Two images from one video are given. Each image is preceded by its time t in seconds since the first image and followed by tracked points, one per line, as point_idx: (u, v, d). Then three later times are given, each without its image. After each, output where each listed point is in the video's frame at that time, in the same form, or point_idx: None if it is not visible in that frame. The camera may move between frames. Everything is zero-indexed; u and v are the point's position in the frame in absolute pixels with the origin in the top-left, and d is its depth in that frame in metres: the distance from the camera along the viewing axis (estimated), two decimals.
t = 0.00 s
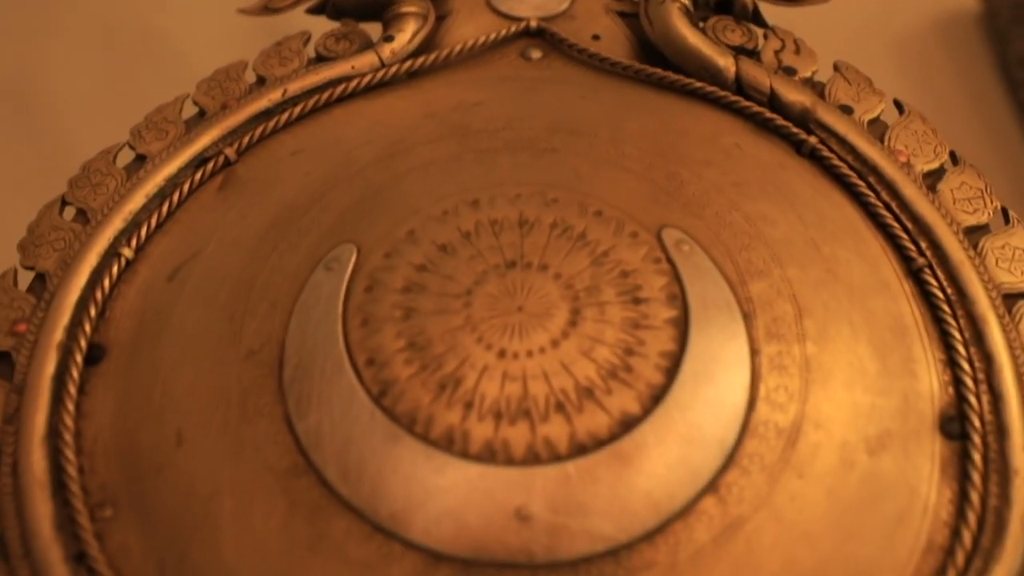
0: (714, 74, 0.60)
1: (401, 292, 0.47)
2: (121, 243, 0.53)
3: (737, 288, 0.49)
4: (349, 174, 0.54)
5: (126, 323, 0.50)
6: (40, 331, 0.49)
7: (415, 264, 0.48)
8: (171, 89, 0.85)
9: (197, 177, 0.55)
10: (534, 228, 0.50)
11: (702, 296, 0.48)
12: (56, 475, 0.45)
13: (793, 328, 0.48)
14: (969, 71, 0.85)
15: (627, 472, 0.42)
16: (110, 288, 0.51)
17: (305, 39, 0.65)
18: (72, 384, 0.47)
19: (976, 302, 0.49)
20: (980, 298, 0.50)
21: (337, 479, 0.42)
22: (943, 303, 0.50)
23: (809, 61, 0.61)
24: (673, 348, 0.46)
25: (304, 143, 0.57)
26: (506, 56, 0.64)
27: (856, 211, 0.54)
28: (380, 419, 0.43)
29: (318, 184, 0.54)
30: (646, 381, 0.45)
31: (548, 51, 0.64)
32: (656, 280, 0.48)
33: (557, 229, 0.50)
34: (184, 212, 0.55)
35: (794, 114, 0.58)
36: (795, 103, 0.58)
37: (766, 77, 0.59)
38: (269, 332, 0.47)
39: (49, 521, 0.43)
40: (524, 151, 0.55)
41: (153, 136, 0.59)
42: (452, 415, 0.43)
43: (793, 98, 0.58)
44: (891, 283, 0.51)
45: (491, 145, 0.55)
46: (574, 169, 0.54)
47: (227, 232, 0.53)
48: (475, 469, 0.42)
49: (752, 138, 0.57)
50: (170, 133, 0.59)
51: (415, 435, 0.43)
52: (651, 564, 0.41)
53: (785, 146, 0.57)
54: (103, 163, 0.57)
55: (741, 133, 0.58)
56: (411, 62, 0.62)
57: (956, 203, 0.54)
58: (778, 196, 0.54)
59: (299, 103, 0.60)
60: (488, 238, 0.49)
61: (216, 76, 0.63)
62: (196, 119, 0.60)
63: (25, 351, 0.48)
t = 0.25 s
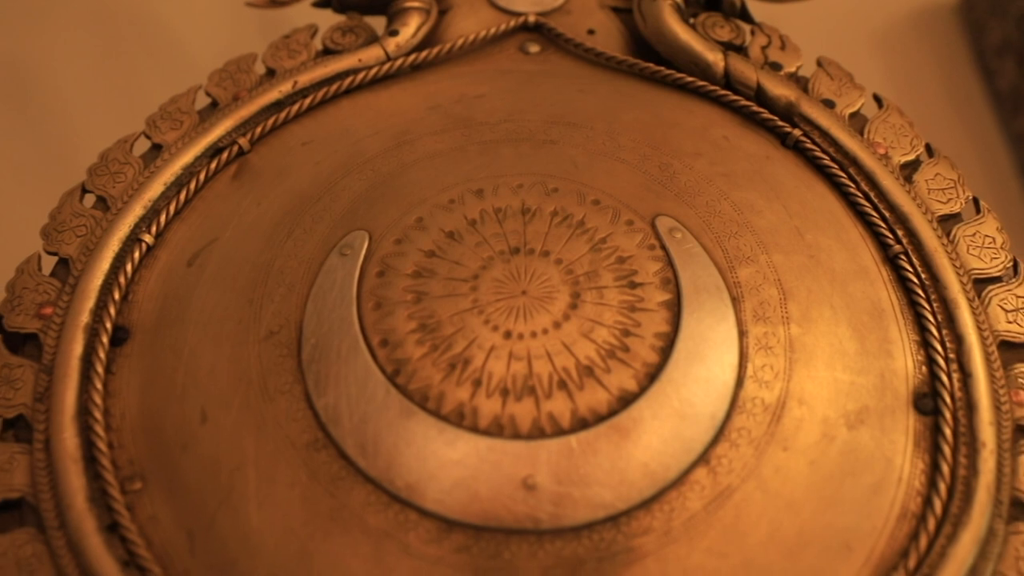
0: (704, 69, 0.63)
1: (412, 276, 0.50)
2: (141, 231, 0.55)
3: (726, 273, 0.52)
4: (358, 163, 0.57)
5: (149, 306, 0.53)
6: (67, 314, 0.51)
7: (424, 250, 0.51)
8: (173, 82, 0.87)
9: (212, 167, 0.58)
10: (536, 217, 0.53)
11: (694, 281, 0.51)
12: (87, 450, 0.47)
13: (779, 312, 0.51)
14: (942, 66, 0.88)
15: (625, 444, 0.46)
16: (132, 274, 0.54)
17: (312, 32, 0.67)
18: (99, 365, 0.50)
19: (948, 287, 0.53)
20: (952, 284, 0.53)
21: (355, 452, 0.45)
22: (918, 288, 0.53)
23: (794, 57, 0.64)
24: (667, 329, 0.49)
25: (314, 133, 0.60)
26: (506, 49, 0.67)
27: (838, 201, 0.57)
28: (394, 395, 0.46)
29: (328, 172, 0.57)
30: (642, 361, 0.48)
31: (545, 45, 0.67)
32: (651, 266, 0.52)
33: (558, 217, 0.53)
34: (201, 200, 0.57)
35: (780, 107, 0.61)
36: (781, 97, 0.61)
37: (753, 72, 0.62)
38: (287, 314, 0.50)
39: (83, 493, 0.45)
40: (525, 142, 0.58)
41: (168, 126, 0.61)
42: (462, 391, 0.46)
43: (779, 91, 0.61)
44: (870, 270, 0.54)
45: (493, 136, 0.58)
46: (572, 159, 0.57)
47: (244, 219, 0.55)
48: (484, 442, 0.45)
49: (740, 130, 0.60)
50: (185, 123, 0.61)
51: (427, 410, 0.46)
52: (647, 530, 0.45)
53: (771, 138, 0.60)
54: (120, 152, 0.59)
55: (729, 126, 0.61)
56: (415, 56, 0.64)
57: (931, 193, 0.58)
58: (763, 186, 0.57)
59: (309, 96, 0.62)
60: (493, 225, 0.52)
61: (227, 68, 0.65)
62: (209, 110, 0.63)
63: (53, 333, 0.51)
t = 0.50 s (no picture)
0: (690, 67, 0.66)
1: (420, 268, 0.54)
2: (157, 223, 0.58)
3: (712, 264, 0.56)
4: (364, 158, 0.60)
5: (168, 296, 0.56)
6: (91, 304, 0.54)
7: (430, 242, 0.55)
8: (168, 82, 0.88)
9: (223, 160, 0.61)
10: (535, 211, 0.56)
11: (682, 271, 0.55)
12: (117, 433, 0.50)
13: (760, 300, 0.55)
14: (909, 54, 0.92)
15: (620, 424, 0.50)
16: (150, 264, 0.57)
17: (313, 26, 0.69)
18: (124, 352, 0.53)
19: (916, 277, 0.57)
20: (920, 274, 0.57)
21: (372, 431, 0.49)
22: (888, 278, 0.57)
23: (774, 56, 0.67)
24: (658, 317, 0.53)
25: (320, 128, 0.63)
26: (499, 45, 0.69)
27: (815, 196, 0.61)
28: (408, 379, 0.50)
29: (336, 167, 0.60)
30: (635, 346, 0.52)
31: (538, 41, 0.70)
32: (643, 257, 0.55)
33: (555, 211, 0.57)
34: (213, 192, 0.60)
35: (762, 104, 0.64)
36: (764, 94, 0.64)
37: (737, 70, 0.65)
38: (304, 303, 0.53)
39: (116, 473, 0.49)
40: (522, 138, 0.61)
41: (177, 120, 0.64)
42: (469, 376, 0.50)
43: (762, 90, 0.64)
44: (844, 260, 0.59)
45: (492, 132, 0.61)
46: (567, 155, 0.60)
47: (256, 211, 0.58)
48: (490, 421, 0.49)
49: (724, 127, 0.64)
50: (194, 117, 0.64)
51: (439, 393, 0.50)
52: (640, 502, 0.49)
53: (754, 135, 0.64)
54: (133, 145, 0.62)
55: (714, 122, 0.64)
56: (414, 52, 0.67)
57: (902, 187, 0.62)
58: (745, 181, 0.61)
59: (313, 91, 0.65)
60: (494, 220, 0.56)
61: (231, 61, 0.67)
62: (217, 104, 0.65)
63: (78, 322, 0.54)
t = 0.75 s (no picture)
0: (677, 72, 0.71)
1: (431, 264, 0.59)
2: (184, 220, 0.62)
3: (696, 260, 0.62)
4: (376, 159, 0.65)
5: (198, 288, 0.61)
6: (126, 298, 0.59)
7: (440, 241, 0.60)
8: (168, 96, 0.95)
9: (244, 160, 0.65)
10: (535, 211, 0.62)
11: (669, 266, 0.61)
12: (156, 417, 0.56)
13: (739, 293, 0.61)
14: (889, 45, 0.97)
15: (611, 407, 0.56)
16: (178, 259, 0.61)
17: (324, 29, 0.73)
18: (158, 343, 0.58)
19: (881, 272, 0.63)
20: (884, 269, 0.63)
21: (390, 414, 0.55)
22: (856, 272, 0.63)
23: (757, 60, 0.72)
24: (647, 309, 0.59)
25: (333, 129, 0.67)
26: (499, 48, 0.74)
27: (791, 194, 0.66)
28: (421, 367, 0.56)
29: (351, 167, 0.65)
30: (625, 337, 0.58)
31: (536, 44, 0.74)
32: (633, 254, 0.61)
33: (553, 211, 0.62)
34: (235, 190, 0.65)
35: (745, 107, 0.69)
36: (746, 98, 0.69)
37: (722, 75, 0.70)
38: (325, 297, 0.59)
39: (157, 454, 0.54)
40: (522, 141, 0.66)
41: (198, 120, 0.68)
42: (476, 364, 0.56)
43: (744, 94, 0.69)
44: (816, 255, 0.64)
45: (494, 135, 0.66)
46: (564, 157, 0.65)
47: (277, 210, 0.63)
48: (495, 404, 0.55)
49: (708, 128, 0.69)
50: (214, 117, 0.68)
51: (449, 380, 0.56)
52: (629, 477, 0.55)
53: (736, 136, 0.69)
54: (158, 145, 0.66)
55: (699, 124, 0.69)
56: (421, 56, 0.71)
57: (871, 186, 0.67)
58: (727, 181, 0.66)
59: (327, 93, 0.69)
60: (498, 219, 0.61)
61: (247, 63, 0.71)
62: (235, 105, 0.69)
63: (115, 315, 0.59)
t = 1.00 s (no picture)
0: (670, 78, 0.76)
1: (442, 262, 0.66)
2: (215, 217, 0.68)
3: (683, 258, 0.68)
4: (392, 161, 0.71)
5: (229, 281, 0.67)
6: (163, 291, 0.65)
7: (451, 240, 0.67)
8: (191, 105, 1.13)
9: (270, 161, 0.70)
10: (536, 212, 0.68)
11: (658, 264, 0.67)
12: (194, 399, 0.62)
13: (721, 289, 0.67)
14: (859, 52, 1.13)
15: (603, 393, 0.63)
16: (210, 254, 0.67)
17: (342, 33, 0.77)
18: (195, 332, 0.64)
19: (851, 269, 0.69)
20: (854, 266, 0.69)
21: (406, 398, 0.62)
22: (828, 270, 0.69)
23: (744, 68, 0.78)
24: (637, 304, 0.65)
25: (351, 131, 0.72)
26: (506, 50, 0.78)
27: (771, 195, 0.72)
28: (434, 358, 0.63)
29: (368, 169, 0.70)
30: (616, 330, 0.64)
31: (541, 48, 0.78)
32: (624, 253, 0.67)
33: (554, 212, 0.68)
34: (262, 188, 0.70)
35: (733, 113, 0.74)
36: (734, 104, 0.74)
37: (712, 83, 0.75)
38: (348, 291, 0.65)
39: (196, 434, 0.61)
40: (526, 144, 0.72)
41: (226, 120, 0.72)
42: (483, 354, 0.63)
43: (733, 101, 0.74)
44: (792, 252, 0.70)
45: (500, 138, 0.72)
46: (565, 161, 0.71)
47: (300, 208, 0.69)
48: (499, 391, 0.62)
49: (698, 132, 0.75)
50: (241, 117, 0.73)
51: (459, 368, 0.63)
52: (619, 455, 0.62)
53: (723, 140, 0.74)
54: (188, 144, 0.71)
55: (689, 128, 0.75)
56: (433, 60, 0.76)
57: (846, 188, 0.73)
58: (713, 183, 0.72)
59: (345, 97, 0.74)
60: (503, 219, 0.67)
61: (269, 65, 0.76)
62: (259, 105, 0.74)
63: (154, 305, 0.65)
